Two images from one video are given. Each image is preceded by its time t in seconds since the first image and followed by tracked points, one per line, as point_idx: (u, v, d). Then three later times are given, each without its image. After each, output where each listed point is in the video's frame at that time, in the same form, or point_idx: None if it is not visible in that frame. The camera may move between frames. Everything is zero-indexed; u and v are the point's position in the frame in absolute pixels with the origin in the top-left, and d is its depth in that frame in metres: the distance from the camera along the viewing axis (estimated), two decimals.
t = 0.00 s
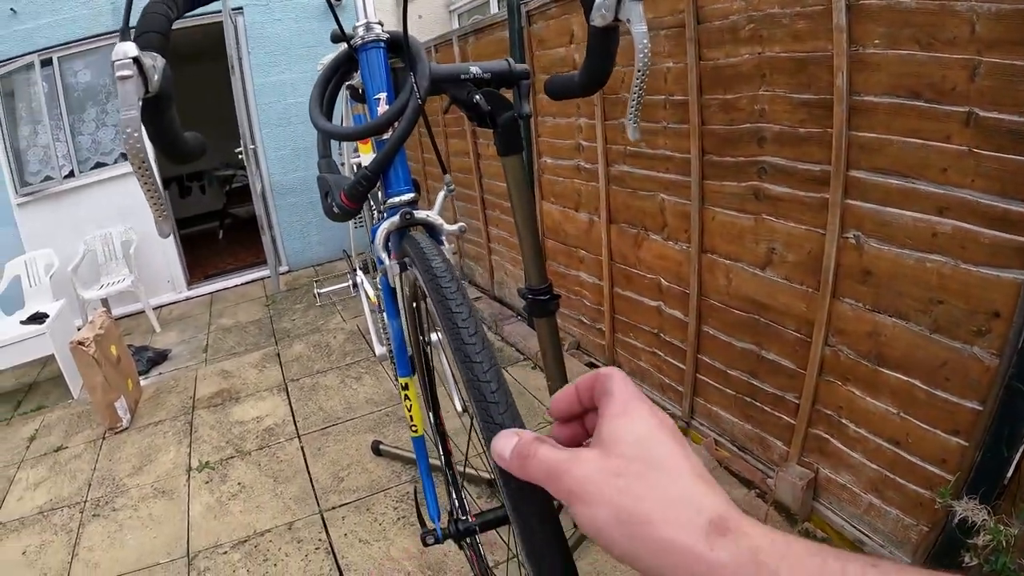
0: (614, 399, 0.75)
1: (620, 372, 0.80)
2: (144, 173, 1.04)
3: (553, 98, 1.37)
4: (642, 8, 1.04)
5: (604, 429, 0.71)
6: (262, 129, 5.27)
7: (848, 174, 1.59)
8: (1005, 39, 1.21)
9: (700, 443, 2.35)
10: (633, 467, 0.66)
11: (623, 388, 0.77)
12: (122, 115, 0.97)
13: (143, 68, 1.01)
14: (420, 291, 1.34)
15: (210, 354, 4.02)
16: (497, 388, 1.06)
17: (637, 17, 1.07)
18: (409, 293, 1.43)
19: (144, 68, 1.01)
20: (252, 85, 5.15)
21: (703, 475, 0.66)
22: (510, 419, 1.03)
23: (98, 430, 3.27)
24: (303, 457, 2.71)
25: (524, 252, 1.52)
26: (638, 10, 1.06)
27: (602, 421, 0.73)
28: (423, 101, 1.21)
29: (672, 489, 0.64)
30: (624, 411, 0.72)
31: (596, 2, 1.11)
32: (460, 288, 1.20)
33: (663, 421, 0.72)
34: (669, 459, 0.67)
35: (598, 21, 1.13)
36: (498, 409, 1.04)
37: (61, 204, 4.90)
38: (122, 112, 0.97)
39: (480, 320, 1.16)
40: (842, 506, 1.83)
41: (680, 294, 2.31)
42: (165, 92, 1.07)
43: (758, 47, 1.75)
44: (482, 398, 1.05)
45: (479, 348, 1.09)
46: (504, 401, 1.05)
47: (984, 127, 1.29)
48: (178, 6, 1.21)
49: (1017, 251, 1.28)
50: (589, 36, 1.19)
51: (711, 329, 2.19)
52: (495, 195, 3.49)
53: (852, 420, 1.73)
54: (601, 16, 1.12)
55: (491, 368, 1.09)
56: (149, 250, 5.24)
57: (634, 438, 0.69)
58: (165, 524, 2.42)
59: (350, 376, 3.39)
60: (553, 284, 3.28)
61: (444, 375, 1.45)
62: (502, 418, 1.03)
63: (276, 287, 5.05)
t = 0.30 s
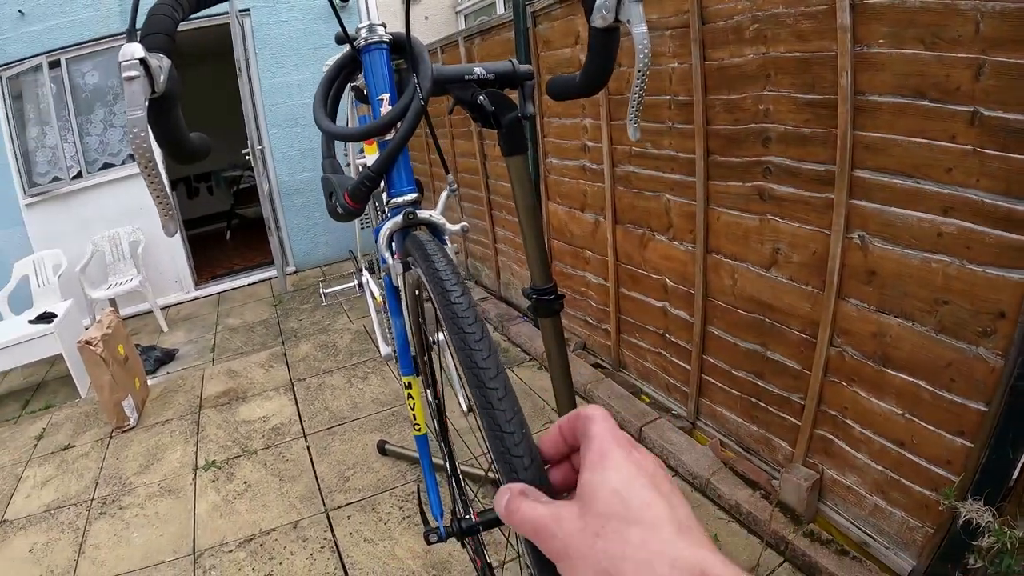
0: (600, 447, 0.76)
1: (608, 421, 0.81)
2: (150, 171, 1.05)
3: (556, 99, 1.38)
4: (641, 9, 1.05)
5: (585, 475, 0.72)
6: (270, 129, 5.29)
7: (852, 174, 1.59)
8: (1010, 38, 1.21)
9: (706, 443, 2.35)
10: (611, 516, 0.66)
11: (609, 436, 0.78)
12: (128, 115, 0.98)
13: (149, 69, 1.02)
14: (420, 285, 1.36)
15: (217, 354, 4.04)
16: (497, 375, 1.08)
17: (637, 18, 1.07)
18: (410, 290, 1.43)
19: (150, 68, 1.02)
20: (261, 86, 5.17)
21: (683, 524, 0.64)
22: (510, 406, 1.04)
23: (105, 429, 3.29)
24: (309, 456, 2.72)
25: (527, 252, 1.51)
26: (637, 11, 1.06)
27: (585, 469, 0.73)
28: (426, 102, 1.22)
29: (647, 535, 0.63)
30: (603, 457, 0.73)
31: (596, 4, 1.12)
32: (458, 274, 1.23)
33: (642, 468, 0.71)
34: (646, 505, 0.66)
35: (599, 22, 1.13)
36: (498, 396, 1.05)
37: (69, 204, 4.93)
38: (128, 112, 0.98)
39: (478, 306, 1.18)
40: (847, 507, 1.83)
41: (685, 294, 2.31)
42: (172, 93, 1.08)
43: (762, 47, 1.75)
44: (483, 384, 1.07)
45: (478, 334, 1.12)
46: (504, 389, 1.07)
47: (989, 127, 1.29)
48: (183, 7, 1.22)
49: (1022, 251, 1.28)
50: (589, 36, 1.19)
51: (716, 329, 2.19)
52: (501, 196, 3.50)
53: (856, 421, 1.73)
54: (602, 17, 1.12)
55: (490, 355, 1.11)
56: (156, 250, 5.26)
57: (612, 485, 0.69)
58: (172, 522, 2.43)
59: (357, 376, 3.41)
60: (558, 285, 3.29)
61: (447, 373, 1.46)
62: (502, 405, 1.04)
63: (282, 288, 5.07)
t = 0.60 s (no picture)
0: None
1: None
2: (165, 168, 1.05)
3: (567, 98, 1.38)
4: (653, 9, 1.05)
5: None
6: (277, 130, 5.29)
7: (858, 174, 1.59)
8: (1017, 38, 1.21)
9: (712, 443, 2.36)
10: None
11: None
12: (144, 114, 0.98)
13: (165, 68, 1.02)
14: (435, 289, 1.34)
15: (223, 353, 4.05)
16: (525, 420, 1.06)
17: (648, 18, 1.07)
18: (422, 291, 1.44)
19: (166, 68, 1.02)
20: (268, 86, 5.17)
21: None
22: (539, 453, 1.04)
23: (111, 428, 3.30)
24: (316, 455, 2.73)
25: (537, 251, 1.51)
26: (648, 11, 1.07)
27: None
28: (438, 101, 1.22)
29: None
30: None
31: (607, 3, 1.12)
32: (480, 296, 1.18)
33: None
34: None
35: (610, 22, 1.13)
36: (527, 443, 1.04)
37: (76, 204, 4.95)
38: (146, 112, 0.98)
39: (500, 330, 1.14)
40: (854, 507, 1.83)
41: (691, 294, 2.31)
42: (186, 93, 1.09)
43: (770, 47, 1.74)
44: (510, 429, 1.05)
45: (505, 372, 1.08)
46: (532, 433, 1.05)
47: (995, 127, 1.28)
48: (196, 6, 1.22)
49: None
50: (600, 35, 1.19)
51: (723, 329, 2.19)
52: (507, 195, 3.50)
53: (863, 421, 1.73)
54: (613, 17, 1.12)
55: (518, 394, 1.08)
56: (162, 249, 5.27)
57: None
58: (178, 521, 2.44)
59: (363, 375, 3.41)
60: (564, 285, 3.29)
61: (458, 375, 1.46)
62: (531, 453, 1.03)
63: (288, 287, 5.08)
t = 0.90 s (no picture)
0: None
1: None
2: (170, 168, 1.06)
3: (566, 100, 1.39)
4: (652, 13, 1.05)
5: None
6: (280, 130, 5.31)
7: (859, 174, 1.59)
8: (1017, 39, 1.21)
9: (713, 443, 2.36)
10: None
11: None
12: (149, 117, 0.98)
13: (170, 70, 1.03)
14: (437, 290, 1.35)
15: (226, 353, 4.06)
16: (528, 418, 1.07)
17: (647, 23, 1.07)
18: (424, 291, 1.45)
19: (171, 70, 1.03)
20: (271, 86, 5.18)
21: None
22: (542, 452, 1.05)
23: (115, 427, 3.32)
24: (319, 454, 2.75)
25: (538, 252, 1.52)
26: (648, 14, 1.06)
27: None
28: (438, 104, 1.23)
29: None
30: None
31: (607, 7, 1.13)
32: (482, 296, 1.19)
33: None
34: None
35: (609, 25, 1.14)
36: (530, 441, 1.05)
37: (80, 204, 4.97)
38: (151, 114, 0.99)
39: (503, 328, 1.15)
40: (855, 507, 1.83)
41: (693, 294, 2.31)
42: (191, 95, 1.10)
43: (770, 48, 1.75)
44: (513, 427, 1.06)
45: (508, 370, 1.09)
46: (535, 431, 1.06)
47: (996, 127, 1.29)
48: (199, 9, 1.23)
49: None
50: (599, 39, 1.20)
51: (725, 329, 2.20)
52: (510, 196, 3.51)
53: (864, 421, 1.73)
54: (612, 20, 1.13)
55: (520, 393, 1.09)
56: (166, 249, 5.29)
57: None
58: (182, 520, 2.46)
59: (366, 375, 3.43)
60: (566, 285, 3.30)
61: (459, 374, 1.47)
62: (535, 451, 1.04)
63: (292, 287, 5.10)
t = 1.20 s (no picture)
0: None
1: None
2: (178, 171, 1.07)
3: (569, 101, 1.39)
4: (651, 17, 1.05)
5: None
6: (286, 130, 5.33)
7: (863, 175, 1.59)
8: (1020, 39, 1.21)
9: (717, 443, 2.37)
10: None
11: None
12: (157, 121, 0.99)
13: (177, 75, 1.04)
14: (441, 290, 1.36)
15: (233, 352, 4.08)
16: (529, 419, 1.07)
17: (647, 25, 1.07)
18: (429, 291, 1.45)
19: (179, 75, 1.04)
20: (277, 86, 5.20)
21: None
22: (542, 452, 1.06)
23: (121, 426, 3.34)
24: (324, 453, 2.76)
25: (543, 252, 1.53)
26: (648, 17, 1.07)
27: None
28: (443, 105, 1.24)
29: None
30: None
31: (608, 10, 1.13)
32: (485, 296, 1.20)
33: None
34: None
35: (610, 28, 1.15)
36: (530, 441, 1.06)
37: (87, 204, 5.00)
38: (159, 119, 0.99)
39: (504, 328, 1.16)
40: (859, 508, 1.83)
41: (698, 294, 2.32)
42: (198, 98, 1.10)
43: (775, 48, 1.75)
44: (514, 428, 1.07)
45: (510, 372, 1.09)
46: (535, 431, 1.07)
47: (999, 128, 1.29)
48: (206, 13, 1.24)
49: None
50: (601, 41, 1.20)
51: (729, 330, 2.20)
52: (515, 195, 3.52)
53: (868, 421, 1.74)
54: (613, 23, 1.13)
55: (521, 392, 1.09)
56: (172, 249, 5.31)
57: None
58: (188, 517, 2.47)
59: (372, 374, 3.44)
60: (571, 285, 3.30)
61: (464, 375, 1.48)
62: (535, 451, 1.05)
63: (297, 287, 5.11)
